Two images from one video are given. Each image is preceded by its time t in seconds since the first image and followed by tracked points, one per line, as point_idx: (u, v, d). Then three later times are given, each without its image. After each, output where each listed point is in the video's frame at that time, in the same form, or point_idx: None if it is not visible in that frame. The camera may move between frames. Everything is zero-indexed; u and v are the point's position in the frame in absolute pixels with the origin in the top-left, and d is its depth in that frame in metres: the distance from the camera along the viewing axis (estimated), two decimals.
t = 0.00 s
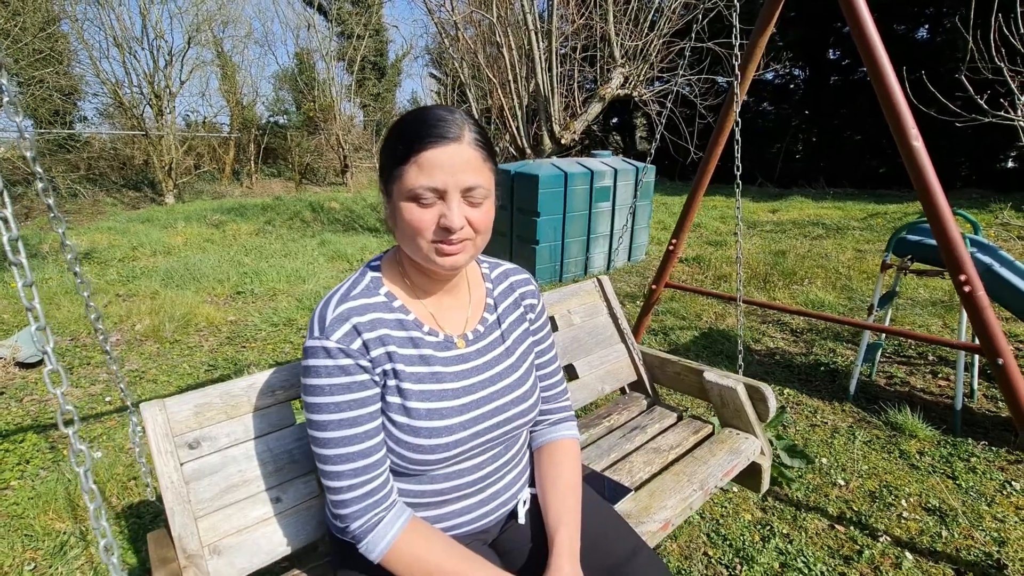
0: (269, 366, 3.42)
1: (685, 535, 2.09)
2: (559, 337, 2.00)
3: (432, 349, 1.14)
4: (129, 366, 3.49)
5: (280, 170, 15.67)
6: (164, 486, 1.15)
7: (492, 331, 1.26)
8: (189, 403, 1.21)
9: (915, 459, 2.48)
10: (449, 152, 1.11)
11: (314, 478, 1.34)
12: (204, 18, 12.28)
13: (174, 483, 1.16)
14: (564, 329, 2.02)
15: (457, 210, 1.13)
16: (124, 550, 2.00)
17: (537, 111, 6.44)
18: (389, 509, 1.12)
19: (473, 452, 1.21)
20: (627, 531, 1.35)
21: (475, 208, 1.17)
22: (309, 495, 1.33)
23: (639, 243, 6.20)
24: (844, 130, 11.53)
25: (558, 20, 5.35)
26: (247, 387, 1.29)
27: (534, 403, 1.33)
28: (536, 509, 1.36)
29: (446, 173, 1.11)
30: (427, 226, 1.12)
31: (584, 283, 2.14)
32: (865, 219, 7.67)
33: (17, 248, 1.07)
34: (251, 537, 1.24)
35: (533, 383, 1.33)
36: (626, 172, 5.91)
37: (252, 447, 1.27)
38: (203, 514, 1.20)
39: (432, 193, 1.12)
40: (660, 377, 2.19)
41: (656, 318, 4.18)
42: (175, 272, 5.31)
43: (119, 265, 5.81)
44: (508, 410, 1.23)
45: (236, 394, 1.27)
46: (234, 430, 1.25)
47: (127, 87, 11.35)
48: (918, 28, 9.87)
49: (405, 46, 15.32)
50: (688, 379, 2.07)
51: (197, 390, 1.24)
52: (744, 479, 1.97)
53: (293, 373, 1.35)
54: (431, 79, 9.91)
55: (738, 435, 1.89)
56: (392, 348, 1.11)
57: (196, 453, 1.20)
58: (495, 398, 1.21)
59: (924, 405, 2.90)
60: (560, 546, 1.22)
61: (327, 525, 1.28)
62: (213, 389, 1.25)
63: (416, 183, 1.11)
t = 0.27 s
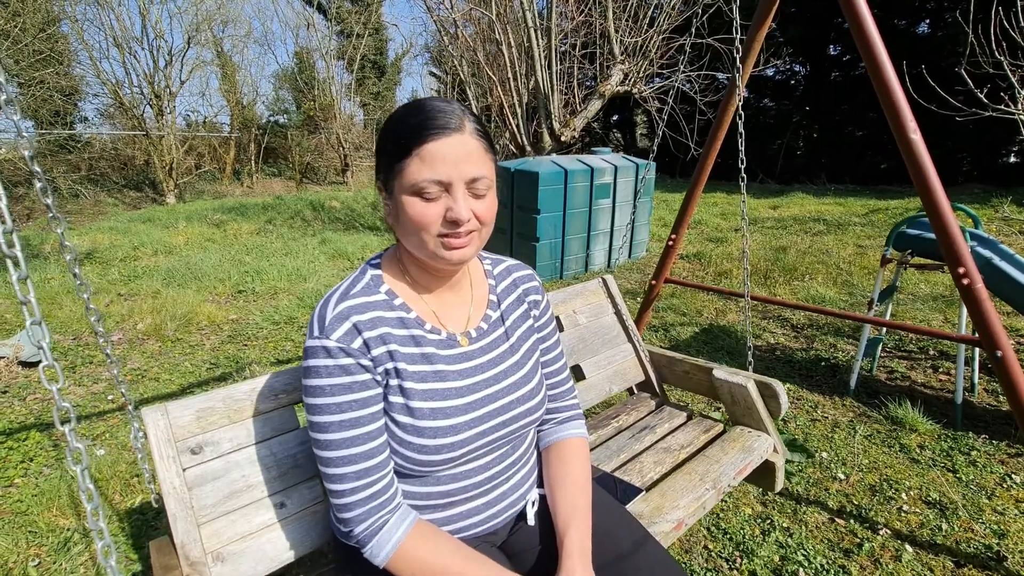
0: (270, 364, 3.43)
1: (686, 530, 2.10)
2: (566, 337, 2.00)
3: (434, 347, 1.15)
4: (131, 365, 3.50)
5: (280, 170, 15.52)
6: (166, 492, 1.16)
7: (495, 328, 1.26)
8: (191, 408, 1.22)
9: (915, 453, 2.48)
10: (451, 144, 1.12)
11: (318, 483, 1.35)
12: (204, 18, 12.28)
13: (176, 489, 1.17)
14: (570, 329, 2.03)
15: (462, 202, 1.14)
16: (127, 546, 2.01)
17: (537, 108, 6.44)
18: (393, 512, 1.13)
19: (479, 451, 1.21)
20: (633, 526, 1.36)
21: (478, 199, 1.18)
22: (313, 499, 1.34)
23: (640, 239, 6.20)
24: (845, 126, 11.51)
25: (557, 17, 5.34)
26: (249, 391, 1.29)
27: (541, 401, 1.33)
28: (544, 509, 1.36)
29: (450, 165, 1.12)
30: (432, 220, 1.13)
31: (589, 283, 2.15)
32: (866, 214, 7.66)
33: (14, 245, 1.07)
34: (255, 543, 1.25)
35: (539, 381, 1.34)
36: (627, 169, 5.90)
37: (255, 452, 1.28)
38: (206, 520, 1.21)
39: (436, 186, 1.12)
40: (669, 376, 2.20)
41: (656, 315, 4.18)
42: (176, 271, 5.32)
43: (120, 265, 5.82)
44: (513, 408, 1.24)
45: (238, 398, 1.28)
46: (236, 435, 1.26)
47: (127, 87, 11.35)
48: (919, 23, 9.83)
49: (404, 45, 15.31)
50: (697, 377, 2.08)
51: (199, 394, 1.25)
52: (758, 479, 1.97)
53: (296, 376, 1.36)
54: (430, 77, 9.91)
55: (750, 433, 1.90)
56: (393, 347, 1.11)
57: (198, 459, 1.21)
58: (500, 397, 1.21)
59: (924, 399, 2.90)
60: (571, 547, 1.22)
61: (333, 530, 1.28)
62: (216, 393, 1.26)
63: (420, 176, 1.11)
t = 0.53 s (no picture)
0: (271, 361, 3.44)
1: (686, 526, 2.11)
2: (572, 338, 2.01)
3: (437, 345, 1.15)
4: (134, 362, 3.51)
5: (280, 168, 15.64)
6: (171, 495, 1.17)
7: (499, 324, 1.27)
8: (195, 410, 1.23)
9: (915, 448, 2.49)
10: (470, 143, 1.13)
11: (323, 485, 1.35)
12: (204, 16, 12.29)
13: (180, 492, 1.18)
14: (576, 329, 2.03)
15: (483, 200, 1.16)
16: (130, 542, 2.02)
17: (537, 106, 6.44)
18: (398, 513, 1.13)
19: (484, 449, 1.22)
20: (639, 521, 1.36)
21: (494, 197, 1.20)
22: (318, 502, 1.34)
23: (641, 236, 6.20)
24: (846, 123, 11.49)
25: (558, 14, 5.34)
26: (253, 393, 1.30)
27: (546, 397, 1.34)
28: (552, 509, 1.37)
29: (470, 164, 1.13)
30: (454, 219, 1.13)
31: (594, 282, 2.15)
32: (868, 211, 7.65)
33: (14, 241, 1.07)
34: (261, 546, 1.25)
35: (544, 377, 1.34)
36: (627, 166, 5.90)
37: (259, 454, 1.29)
38: (211, 523, 1.21)
39: (456, 186, 1.13)
40: (676, 375, 2.21)
41: (657, 312, 4.18)
42: (178, 269, 5.33)
43: (122, 263, 5.83)
44: (518, 405, 1.24)
45: (242, 400, 1.29)
46: (240, 437, 1.27)
47: (128, 86, 11.36)
48: (921, 20, 9.81)
49: (405, 43, 15.31)
50: (705, 376, 2.09)
51: (204, 397, 1.26)
52: (770, 478, 1.98)
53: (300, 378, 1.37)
54: (431, 75, 9.91)
55: (761, 431, 1.90)
56: (395, 345, 1.11)
57: (202, 461, 1.22)
58: (505, 393, 1.22)
59: (925, 395, 2.90)
60: (581, 545, 1.22)
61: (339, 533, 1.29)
62: (220, 395, 1.27)
63: (442, 177, 1.11)
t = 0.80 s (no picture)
0: (273, 360, 3.45)
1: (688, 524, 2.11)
2: (573, 337, 2.01)
3: (440, 345, 1.16)
4: (136, 361, 3.52)
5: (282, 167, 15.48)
6: (176, 493, 1.18)
7: (501, 323, 1.27)
8: (200, 409, 1.24)
9: (916, 447, 2.49)
10: (469, 148, 1.13)
11: (327, 484, 1.36)
12: (205, 15, 12.28)
13: (185, 490, 1.18)
14: (577, 328, 2.04)
15: (479, 205, 1.16)
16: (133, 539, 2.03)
17: (538, 104, 6.43)
18: (402, 511, 1.14)
19: (487, 447, 1.22)
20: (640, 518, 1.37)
21: (493, 201, 1.20)
22: (322, 500, 1.35)
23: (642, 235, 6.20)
24: (848, 122, 11.48)
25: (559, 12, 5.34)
26: (257, 392, 1.31)
27: (548, 396, 1.34)
28: (555, 507, 1.37)
29: (468, 168, 1.13)
30: (450, 223, 1.14)
31: (596, 281, 2.16)
32: (869, 210, 7.64)
33: (23, 240, 1.08)
34: (266, 544, 1.26)
35: (546, 376, 1.34)
36: (629, 165, 5.90)
37: (263, 452, 1.30)
38: (216, 521, 1.22)
39: (454, 190, 1.13)
40: (678, 374, 2.21)
41: (658, 311, 4.19)
42: (179, 268, 5.34)
43: (124, 262, 5.85)
44: (521, 404, 1.25)
45: (247, 399, 1.30)
46: (245, 436, 1.28)
47: (129, 84, 11.37)
48: (923, 17, 9.79)
49: (406, 41, 15.29)
50: (707, 375, 2.09)
51: (208, 396, 1.27)
52: (772, 476, 1.98)
53: (304, 377, 1.37)
54: (432, 73, 9.90)
55: (763, 430, 1.91)
56: (399, 344, 1.12)
57: (207, 459, 1.23)
58: (508, 392, 1.22)
59: (926, 394, 2.90)
60: (584, 545, 1.23)
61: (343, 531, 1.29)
62: (224, 394, 1.28)
63: (438, 180, 1.12)
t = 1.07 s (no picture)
0: (274, 361, 3.46)
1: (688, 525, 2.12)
2: (570, 336, 2.02)
3: (438, 345, 1.17)
4: (137, 362, 3.53)
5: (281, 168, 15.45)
6: (180, 488, 1.18)
7: (499, 324, 1.28)
8: (203, 405, 1.25)
9: (916, 448, 2.49)
10: (460, 151, 1.14)
11: (328, 479, 1.37)
12: (205, 15, 12.29)
13: (189, 485, 1.19)
14: (574, 327, 2.04)
15: (472, 208, 1.16)
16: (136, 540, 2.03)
17: (538, 105, 6.44)
18: (400, 506, 1.14)
19: (484, 445, 1.23)
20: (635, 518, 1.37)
21: (486, 203, 1.21)
22: (323, 495, 1.36)
23: (643, 235, 6.20)
24: (848, 122, 11.47)
25: (559, 12, 5.34)
26: (259, 388, 1.32)
27: (545, 394, 1.35)
28: (550, 504, 1.38)
29: (459, 171, 1.14)
30: (443, 225, 1.15)
31: (594, 280, 2.16)
32: (870, 211, 7.65)
33: (36, 248, 1.11)
34: (268, 538, 1.27)
35: (543, 375, 1.35)
36: (630, 165, 5.90)
37: (265, 448, 1.30)
38: (219, 516, 1.22)
39: (446, 193, 1.14)
40: (673, 373, 2.22)
41: (658, 311, 4.19)
42: (181, 269, 5.35)
43: (125, 262, 5.86)
44: (518, 402, 1.26)
45: (248, 395, 1.30)
46: (247, 432, 1.29)
47: (130, 84, 11.39)
48: (924, 18, 9.78)
49: (406, 41, 15.30)
50: (702, 374, 2.09)
51: (211, 392, 1.28)
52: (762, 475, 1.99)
53: (305, 374, 1.38)
54: (432, 74, 9.91)
55: (755, 429, 1.91)
56: (398, 345, 1.13)
57: (211, 455, 1.23)
58: (505, 391, 1.23)
59: (926, 396, 2.91)
60: (578, 539, 1.24)
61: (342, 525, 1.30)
62: (226, 391, 1.28)
63: (430, 184, 1.13)
